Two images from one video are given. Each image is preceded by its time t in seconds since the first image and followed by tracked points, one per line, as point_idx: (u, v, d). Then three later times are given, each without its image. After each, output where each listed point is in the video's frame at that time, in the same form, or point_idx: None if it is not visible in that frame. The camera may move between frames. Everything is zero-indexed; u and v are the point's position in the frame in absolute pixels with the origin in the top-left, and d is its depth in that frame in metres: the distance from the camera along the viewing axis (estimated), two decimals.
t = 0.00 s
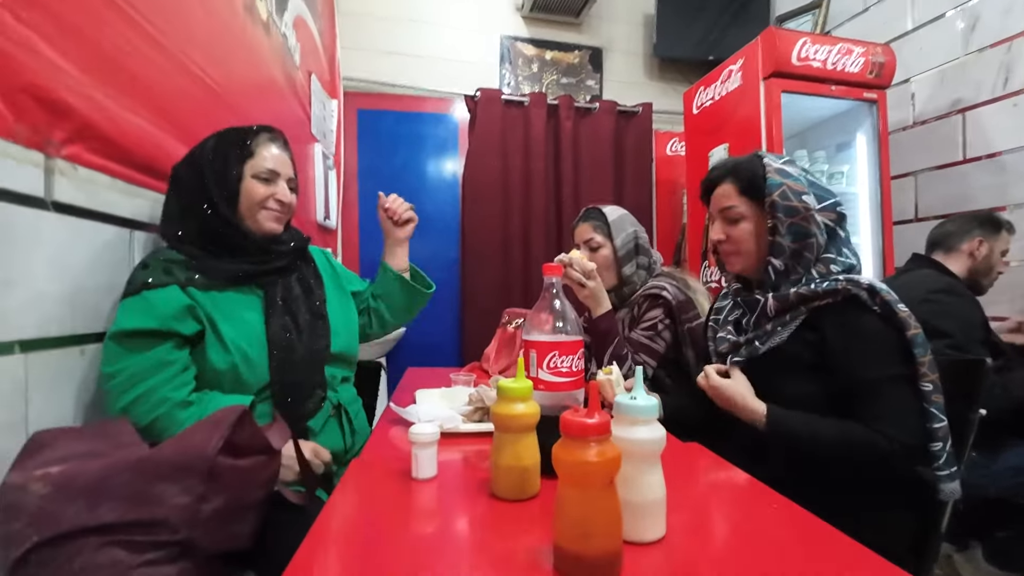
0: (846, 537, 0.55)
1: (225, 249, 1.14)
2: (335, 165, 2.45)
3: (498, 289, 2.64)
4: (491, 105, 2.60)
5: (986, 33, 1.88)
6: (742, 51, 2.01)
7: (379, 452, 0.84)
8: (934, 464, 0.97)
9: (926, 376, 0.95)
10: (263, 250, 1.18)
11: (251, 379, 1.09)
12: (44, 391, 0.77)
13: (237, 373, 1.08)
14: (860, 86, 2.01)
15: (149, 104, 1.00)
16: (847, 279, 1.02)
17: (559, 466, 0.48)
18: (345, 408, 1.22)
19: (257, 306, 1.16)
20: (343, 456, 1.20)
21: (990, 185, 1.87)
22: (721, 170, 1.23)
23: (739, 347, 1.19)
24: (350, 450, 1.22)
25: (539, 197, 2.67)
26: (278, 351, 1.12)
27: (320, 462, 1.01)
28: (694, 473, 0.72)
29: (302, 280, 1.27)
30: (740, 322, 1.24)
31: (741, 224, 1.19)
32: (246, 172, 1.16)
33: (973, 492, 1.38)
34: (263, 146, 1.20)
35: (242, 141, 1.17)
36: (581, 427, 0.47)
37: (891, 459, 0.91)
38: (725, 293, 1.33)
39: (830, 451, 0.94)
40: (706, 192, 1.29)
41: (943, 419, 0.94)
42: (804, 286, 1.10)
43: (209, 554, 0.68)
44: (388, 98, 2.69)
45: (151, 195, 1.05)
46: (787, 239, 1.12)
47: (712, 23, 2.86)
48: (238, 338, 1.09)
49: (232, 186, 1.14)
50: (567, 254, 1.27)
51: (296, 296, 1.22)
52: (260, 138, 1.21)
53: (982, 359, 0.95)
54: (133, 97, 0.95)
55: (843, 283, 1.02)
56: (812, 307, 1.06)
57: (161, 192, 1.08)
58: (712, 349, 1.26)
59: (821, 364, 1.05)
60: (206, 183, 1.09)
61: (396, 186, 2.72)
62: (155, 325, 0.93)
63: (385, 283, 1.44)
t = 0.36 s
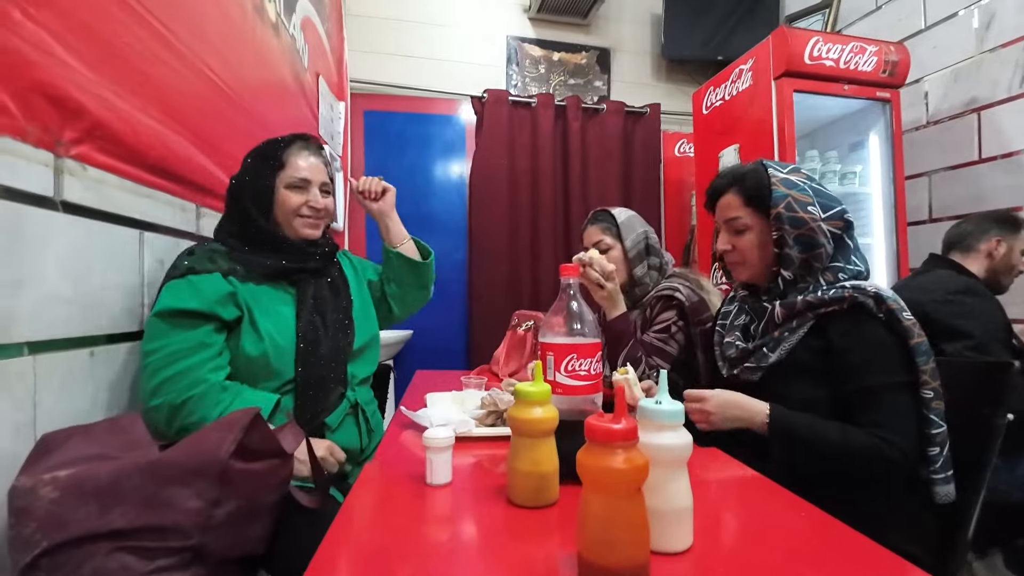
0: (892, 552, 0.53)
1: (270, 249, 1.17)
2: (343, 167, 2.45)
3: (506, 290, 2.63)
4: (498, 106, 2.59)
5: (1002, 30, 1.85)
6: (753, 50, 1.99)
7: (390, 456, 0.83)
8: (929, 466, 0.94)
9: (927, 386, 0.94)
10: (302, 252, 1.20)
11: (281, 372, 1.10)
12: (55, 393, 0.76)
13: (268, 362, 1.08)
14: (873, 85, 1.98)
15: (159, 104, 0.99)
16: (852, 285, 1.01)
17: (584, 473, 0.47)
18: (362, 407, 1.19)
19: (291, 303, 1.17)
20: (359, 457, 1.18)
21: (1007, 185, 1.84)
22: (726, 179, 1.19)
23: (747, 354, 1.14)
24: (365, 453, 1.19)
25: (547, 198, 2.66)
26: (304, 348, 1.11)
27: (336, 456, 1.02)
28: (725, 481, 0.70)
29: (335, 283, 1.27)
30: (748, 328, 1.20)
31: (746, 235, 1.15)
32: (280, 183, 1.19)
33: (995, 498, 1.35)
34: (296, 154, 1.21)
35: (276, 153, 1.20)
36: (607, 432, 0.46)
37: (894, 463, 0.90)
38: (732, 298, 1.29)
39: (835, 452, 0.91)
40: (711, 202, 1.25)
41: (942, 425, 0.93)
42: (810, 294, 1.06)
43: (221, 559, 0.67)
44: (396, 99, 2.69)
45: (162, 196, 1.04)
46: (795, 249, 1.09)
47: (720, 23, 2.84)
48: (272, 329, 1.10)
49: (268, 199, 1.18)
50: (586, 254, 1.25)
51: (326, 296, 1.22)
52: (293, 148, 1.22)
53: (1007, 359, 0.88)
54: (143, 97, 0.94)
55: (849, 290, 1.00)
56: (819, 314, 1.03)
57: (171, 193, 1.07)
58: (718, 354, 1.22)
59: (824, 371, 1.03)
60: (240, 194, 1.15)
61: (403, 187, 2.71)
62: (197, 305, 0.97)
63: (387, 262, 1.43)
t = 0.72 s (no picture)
0: (881, 547, 0.55)
1: (261, 247, 1.18)
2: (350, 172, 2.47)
3: (513, 294, 2.63)
4: (504, 111, 2.60)
5: (1012, 32, 1.83)
6: (760, 54, 1.99)
7: (397, 459, 0.83)
8: (914, 463, 0.95)
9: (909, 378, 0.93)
10: (298, 252, 1.22)
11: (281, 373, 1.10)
12: (69, 395, 0.78)
13: (267, 363, 1.08)
14: (881, 88, 1.98)
15: (172, 111, 1.01)
16: (837, 277, 0.99)
17: (588, 475, 0.48)
18: (363, 412, 1.19)
19: (286, 300, 1.18)
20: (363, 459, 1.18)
21: (1018, 187, 1.82)
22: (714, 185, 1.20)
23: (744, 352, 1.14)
24: (368, 456, 1.20)
25: (554, 202, 2.66)
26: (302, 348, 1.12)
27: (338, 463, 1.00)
28: (728, 483, 0.70)
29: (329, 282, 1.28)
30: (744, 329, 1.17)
31: (738, 236, 1.15)
32: (270, 180, 1.19)
33: (1008, 504, 1.34)
34: (285, 152, 1.22)
35: (267, 150, 1.20)
36: (611, 435, 0.46)
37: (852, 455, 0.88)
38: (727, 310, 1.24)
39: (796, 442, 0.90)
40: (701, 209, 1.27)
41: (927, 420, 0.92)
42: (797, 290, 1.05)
43: (231, 560, 0.68)
44: (404, 105, 2.71)
45: (173, 202, 1.06)
46: (780, 244, 1.08)
47: (726, 26, 2.84)
48: (270, 329, 1.10)
49: (259, 195, 1.17)
50: (607, 256, 1.29)
51: (322, 295, 1.22)
52: (283, 146, 1.23)
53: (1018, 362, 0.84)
54: (156, 105, 0.96)
55: (831, 282, 0.99)
56: (806, 308, 1.02)
57: (182, 199, 1.09)
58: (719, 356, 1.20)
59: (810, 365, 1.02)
60: (235, 189, 1.14)
61: (410, 191, 2.73)
62: (198, 305, 0.97)
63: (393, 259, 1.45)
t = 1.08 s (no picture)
0: (893, 546, 0.55)
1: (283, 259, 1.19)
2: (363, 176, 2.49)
3: (524, 297, 2.63)
4: (516, 114, 2.61)
5: None
6: (773, 55, 1.97)
7: (410, 461, 0.84)
8: (944, 477, 0.92)
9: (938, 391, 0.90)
10: (317, 262, 1.22)
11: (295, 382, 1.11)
12: (92, 396, 0.79)
13: (281, 369, 1.09)
14: (898, 89, 1.95)
15: (191, 117, 1.03)
16: (858, 284, 0.97)
17: (606, 478, 0.48)
18: (377, 412, 1.20)
19: (302, 310, 1.18)
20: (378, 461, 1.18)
21: None
22: (721, 189, 1.18)
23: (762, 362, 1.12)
24: (384, 456, 1.20)
25: (565, 205, 2.66)
26: (318, 357, 1.13)
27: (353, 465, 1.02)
28: (744, 489, 0.70)
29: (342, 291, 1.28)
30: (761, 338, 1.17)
31: (751, 242, 1.14)
32: (297, 193, 1.20)
33: None
34: (311, 164, 1.24)
35: (293, 162, 1.22)
36: (629, 438, 0.46)
37: (874, 468, 0.85)
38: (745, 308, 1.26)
39: (814, 452, 0.88)
40: (710, 213, 1.25)
41: (956, 432, 0.90)
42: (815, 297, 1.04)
43: (250, 560, 0.69)
44: (416, 109, 2.73)
45: (192, 207, 1.08)
46: (796, 251, 1.07)
47: (739, 28, 2.83)
48: (285, 338, 1.12)
49: (285, 208, 1.20)
50: (627, 259, 1.25)
51: (338, 305, 1.23)
52: (309, 157, 1.24)
53: None
54: (176, 111, 0.98)
55: (853, 289, 0.97)
56: (825, 315, 1.00)
57: (201, 204, 1.11)
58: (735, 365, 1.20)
59: (828, 374, 1.00)
60: (259, 202, 1.16)
61: (423, 195, 2.75)
62: (221, 312, 0.99)
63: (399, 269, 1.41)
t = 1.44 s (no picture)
0: (916, 553, 0.54)
1: (299, 256, 1.20)
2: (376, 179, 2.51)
3: (536, 299, 2.63)
4: (528, 117, 2.61)
5: None
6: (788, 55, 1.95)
7: (424, 463, 0.84)
8: (965, 487, 0.91)
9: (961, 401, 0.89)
10: (334, 260, 1.22)
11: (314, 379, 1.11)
12: (113, 396, 0.81)
13: (299, 365, 1.09)
14: (917, 87, 1.92)
15: (209, 122, 1.05)
16: (879, 292, 0.94)
17: (624, 481, 0.47)
18: (392, 415, 1.20)
19: (321, 308, 1.20)
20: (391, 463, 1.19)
21: None
22: (745, 187, 1.17)
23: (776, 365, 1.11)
24: (397, 460, 1.20)
25: (577, 208, 2.66)
26: (332, 357, 1.14)
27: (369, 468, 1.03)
28: (761, 493, 0.69)
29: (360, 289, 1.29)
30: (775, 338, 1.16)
31: (774, 242, 1.12)
32: (311, 195, 1.22)
33: None
34: (325, 165, 1.25)
35: (307, 164, 1.23)
36: (646, 441, 0.46)
37: (894, 479, 0.84)
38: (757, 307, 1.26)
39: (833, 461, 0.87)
40: (731, 211, 1.24)
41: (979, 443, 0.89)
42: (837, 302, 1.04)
43: (267, 560, 0.69)
44: (428, 113, 2.75)
45: (210, 210, 1.09)
46: (822, 255, 1.06)
47: (752, 28, 2.80)
48: (305, 336, 1.13)
49: (298, 209, 1.21)
50: (637, 260, 1.25)
51: (354, 302, 1.24)
52: (322, 158, 1.26)
53: None
54: (194, 117, 0.99)
55: (876, 297, 0.94)
56: (846, 321, 0.98)
57: (218, 207, 1.12)
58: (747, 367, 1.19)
59: (847, 381, 0.99)
60: (273, 206, 1.18)
61: (436, 197, 2.76)
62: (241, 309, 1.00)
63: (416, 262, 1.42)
